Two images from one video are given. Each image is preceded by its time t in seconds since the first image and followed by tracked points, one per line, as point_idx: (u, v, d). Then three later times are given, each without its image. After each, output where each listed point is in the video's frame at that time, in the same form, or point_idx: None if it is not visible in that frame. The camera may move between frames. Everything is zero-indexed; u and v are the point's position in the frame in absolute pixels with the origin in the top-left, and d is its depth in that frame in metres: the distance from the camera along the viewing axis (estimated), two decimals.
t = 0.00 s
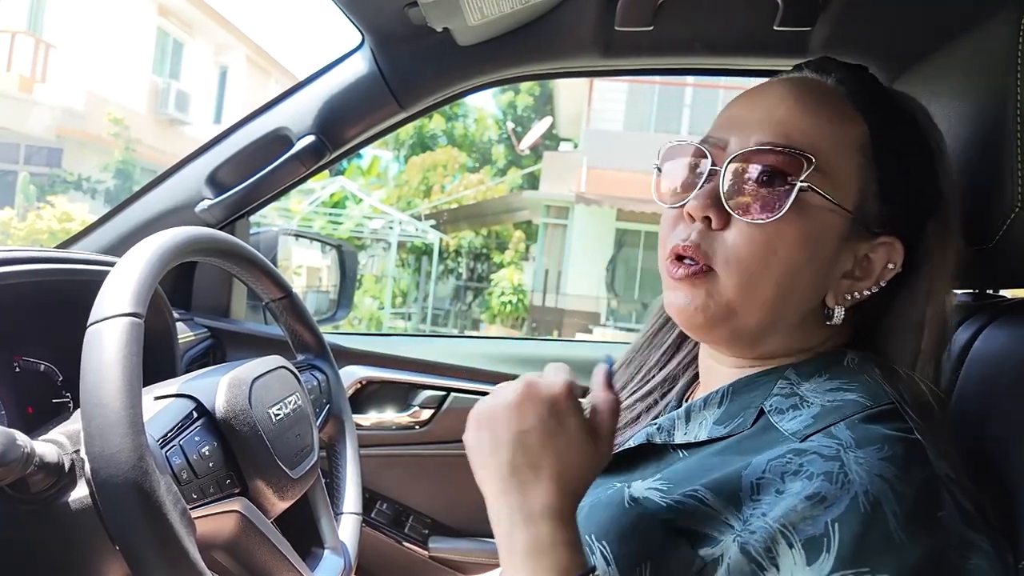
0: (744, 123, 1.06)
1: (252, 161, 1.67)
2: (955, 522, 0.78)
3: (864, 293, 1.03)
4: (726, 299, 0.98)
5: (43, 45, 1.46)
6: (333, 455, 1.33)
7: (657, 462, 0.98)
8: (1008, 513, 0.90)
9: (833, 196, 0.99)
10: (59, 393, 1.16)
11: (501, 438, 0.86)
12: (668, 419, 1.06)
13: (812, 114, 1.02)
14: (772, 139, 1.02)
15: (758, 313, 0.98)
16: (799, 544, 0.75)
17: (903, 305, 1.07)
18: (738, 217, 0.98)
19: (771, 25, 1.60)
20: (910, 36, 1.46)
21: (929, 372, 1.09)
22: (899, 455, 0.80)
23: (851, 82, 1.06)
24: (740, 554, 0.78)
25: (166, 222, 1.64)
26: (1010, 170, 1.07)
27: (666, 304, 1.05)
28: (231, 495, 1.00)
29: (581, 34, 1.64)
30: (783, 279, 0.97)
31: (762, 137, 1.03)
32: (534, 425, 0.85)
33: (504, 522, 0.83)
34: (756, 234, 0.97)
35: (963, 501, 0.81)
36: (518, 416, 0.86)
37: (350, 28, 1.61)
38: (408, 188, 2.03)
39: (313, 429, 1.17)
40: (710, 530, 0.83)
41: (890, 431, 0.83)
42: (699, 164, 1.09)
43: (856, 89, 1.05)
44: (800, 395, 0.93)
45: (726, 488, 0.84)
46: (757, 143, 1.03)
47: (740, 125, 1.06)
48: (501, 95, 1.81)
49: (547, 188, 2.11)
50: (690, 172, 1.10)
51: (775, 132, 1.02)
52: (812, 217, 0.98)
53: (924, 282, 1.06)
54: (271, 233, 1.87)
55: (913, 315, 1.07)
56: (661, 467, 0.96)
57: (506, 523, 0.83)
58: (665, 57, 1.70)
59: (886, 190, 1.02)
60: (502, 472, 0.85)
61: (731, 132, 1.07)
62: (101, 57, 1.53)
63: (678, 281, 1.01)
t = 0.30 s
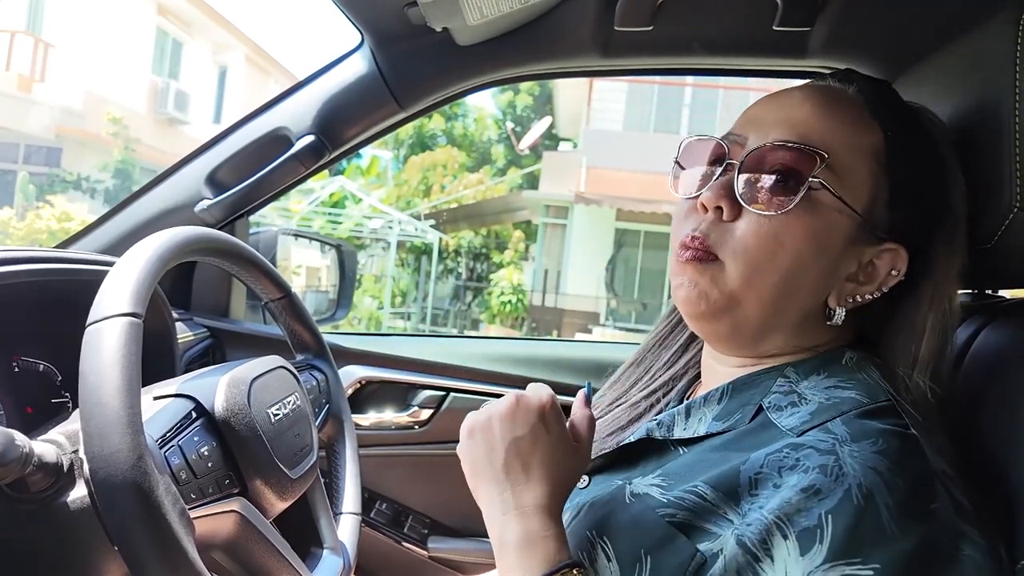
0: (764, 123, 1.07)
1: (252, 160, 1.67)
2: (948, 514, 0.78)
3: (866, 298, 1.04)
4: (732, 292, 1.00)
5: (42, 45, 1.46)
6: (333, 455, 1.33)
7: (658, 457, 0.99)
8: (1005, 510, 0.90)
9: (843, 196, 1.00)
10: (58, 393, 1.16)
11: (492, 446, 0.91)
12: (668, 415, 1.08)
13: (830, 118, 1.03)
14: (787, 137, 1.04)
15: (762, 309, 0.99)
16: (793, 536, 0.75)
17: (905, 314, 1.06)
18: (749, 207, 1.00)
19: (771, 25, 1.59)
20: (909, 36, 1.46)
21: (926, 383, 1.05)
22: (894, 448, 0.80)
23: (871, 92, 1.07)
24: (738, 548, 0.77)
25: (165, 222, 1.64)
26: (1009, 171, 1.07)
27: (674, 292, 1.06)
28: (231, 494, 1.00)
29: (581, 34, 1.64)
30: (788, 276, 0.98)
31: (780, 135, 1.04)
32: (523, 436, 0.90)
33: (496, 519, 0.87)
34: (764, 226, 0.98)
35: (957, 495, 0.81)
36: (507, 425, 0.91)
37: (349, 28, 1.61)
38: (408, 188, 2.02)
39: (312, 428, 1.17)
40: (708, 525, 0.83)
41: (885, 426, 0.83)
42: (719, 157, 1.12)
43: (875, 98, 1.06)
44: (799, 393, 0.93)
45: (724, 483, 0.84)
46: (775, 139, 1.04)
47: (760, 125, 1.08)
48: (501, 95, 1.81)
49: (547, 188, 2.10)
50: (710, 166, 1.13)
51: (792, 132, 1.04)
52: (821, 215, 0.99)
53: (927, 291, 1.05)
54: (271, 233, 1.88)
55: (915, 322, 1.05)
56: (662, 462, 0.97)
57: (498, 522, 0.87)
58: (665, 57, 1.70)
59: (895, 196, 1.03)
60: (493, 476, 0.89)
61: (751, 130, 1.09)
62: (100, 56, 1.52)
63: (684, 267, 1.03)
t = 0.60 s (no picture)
0: (748, 125, 1.07)
1: (251, 160, 1.67)
2: (949, 519, 0.78)
3: (863, 295, 1.03)
4: (728, 303, 1.00)
5: (41, 44, 1.46)
6: (333, 455, 1.33)
7: (658, 462, 0.99)
8: (1005, 510, 0.90)
9: (830, 196, 0.99)
10: (57, 392, 1.16)
11: (491, 446, 0.90)
12: (666, 419, 1.06)
13: (813, 115, 1.02)
14: (771, 139, 1.03)
15: (756, 313, 0.99)
16: (793, 543, 0.75)
17: (902, 312, 1.07)
18: (735, 216, 0.99)
19: (770, 25, 1.60)
20: (909, 35, 1.46)
21: (923, 382, 1.06)
22: (894, 453, 0.81)
23: (854, 84, 1.06)
24: (737, 554, 0.78)
25: (163, 221, 1.63)
26: (1010, 169, 1.07)
27: (668, 307, 1.06)
28: (231, 493, 1.00)
29: (581, 34, 1.64)
30: (779, 279, 0.98)
31: (762, 138, 1.04)
32: (523, 436, 0.90)
33: (494, 521, 0.87)
34: (755, 235, 0.98)
35: (957, 498, 0.81)
36: (506, 425, 0.91)
37: (349, 28, 1.61)
38: (407, 188, 2.02)
39: (312, 428, 1.17)
40: (706, 530, 0.83)
41: (885, 430, 0.83)
42: (701, 161, 1.10)
43: (858, 91, 1.05)
44: (798, 396, 0.93)
45: (723, 489, 0.84)
46: (758, 144, 1.03)
47: (744, 127, 1.07)
48: (500, 95, 1.81)
49: (547, 188, 2.10)
50: (693, 169, 1.11)
51: (776, 134, 1.03)
52: (809, 217, 0.98)
53: (923, 287, 1.06)
54: (271, 232, 1.88)
55: (912, 318, 1.06)
56: (662, 468, 0.97)
57: (496, 523, 0.87)
58: (665, 57, 1.70)
59: (882, 191, 1.02)
60: (491, 476, 0.89)
61: (733, 133, 1.08)
62: (100, 56, 1.52)
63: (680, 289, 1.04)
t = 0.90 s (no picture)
0: (753, 126, 1.06)
1: (250, 160, 1.67)
2: (951, 520, 0.78)
3: (866, 299, 1.04)
4: (730, 309, 0.99)
5: (40, 44, 1.46)
6: (333, 455, 1.33)
7: (658, 462, 0.98)
8: (1005, 511, 0.90)
9: (836, 204, 0.99)
10: (57, 393, 1.16)
11: (501, 444, 0.89)
12: (668, 418, 1.07)
13: (820, 118, 1.01)
14: (776, 145, 1.02)
15: (760, 320, 0.99)
16: (796, 544, 0.75)
17: (904, 313, 1.07)
18: (744, 225, 0.98)
19: (770, 25, 1.60)
20: (909, 36, 1.46)
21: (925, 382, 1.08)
22: (896, 454, 0.81)
23: (862, 85, 1.05)
24: (738, 554, 0.77)
25: (162, 221, 1.62)
26: (1010, 170, 1.07)
27: (667, 311, 1.05)
28: (229, 494, 1.00)
29: (580, 34, 1.64)
30: (785, 287, 0.98)
31: (769, 143, 1.03)
32: (534, 432, 0.89)
33: (503, 518, 0.87)
34: (762, 244, 0.97)
35: (959, 499, 0.81)
36: (517, 422, 0.89)
37: (349, 28, 1.61)
38: (407, 188, 2.02)
39: (311, 430, 1.17)
40: (707, 529, 0.83)
41: (888, 431, 0.83)
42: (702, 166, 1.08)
43: (865, 92, 1.05)
44: (801, 396, 0.93)
45: (724, 488, 0.84)
46: (764, 149, 1.03)
47: (749, 128, 1.06)
48: (500, 95, 1.81)
49: (546, 188, 2.09)
50: (695, 172, 1.10)
51: (782, 138, 1.02)
52: (816, 225, 0.98)
53: (927, 288, 1.06)
54: (271, 232, 1.88)
55: (915, 321, 1.06)
56: (664, 467, 0.96)
57: (507, 520, 0.86)
58: (665, 57, 1.70)
59: (889, 196, 1.02)
60: (502, 473, 0.88)
61: (738, 134, 1.07)
62: (99, 56, 1.52)
63: (679, 289, 1.02)
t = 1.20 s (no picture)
0: (729, 136, 1.05)
1: (249, 160, 1.67)
2: (949, 520, 0.78)
3: (859, 296, 1.03)
4: (719, 316, 0.99)
5: (40, 43, 1.45)
6: (332, 455, 1.33)
7: (654, 459, 0.98)
8: (1005, 512, 0.90)
9: (814, 209, 0.99)
10: (56, 392, 1.16)
11: (486, 454, 0.85)
12: (665, 415, 1.08)
13: (794, 123, 1.00)
14: (751, 156, 1.02)
15: (749, 323, 0.99)
16: (795, 544, 0.75)
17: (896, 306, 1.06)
18: (721, 241, 0.99)
19: (769, 25, 1.60)
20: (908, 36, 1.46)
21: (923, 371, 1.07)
22: (894, 453, 0.81)
23: (836, 83, 1.03)
24: (737, 554, 0.77)
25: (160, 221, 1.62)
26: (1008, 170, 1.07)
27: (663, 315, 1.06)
28: (229, 494, 1.00)
29: (581, 34, 1.64)
30: (770, 292, 0.98)
31: (743, 155, 1.02)
32: (519, 439, 0.85)
33: (490, 531, 0.84)
34: (741, 256, 0.98)
35: (957, 499, 0.81)
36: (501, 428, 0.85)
37: (349, 27, 1.61)
38: (406, 188, 2.02)
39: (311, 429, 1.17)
40: (704, 529, 0.83)
41: (886, 430, 0.83)
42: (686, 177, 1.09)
43: (840, 88, 1.03)
44: (798, 395, 0.93)
45: (722, 487, 0.84)
46: (738, 162, 1.02)
47: (723, 139, 1.06)
48: (499, 95, 1.81)
49: (546, 188, 2.10)
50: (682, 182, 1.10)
51: (757, 148, 1.02)
52: (794, 232, 0.98)
53: (921, 279, 1.05)
54: (271, 232, 1.88)
55: (909, 313, 1.06)
56: (659, 465, 0.96)
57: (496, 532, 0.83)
58: (665, 57, 1.70)
59: (873, 194, 1.01)
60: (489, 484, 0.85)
61: (714, 145, 1.07)
62: (99, 55, 1.52)
63: (670, 293, 1.03)
